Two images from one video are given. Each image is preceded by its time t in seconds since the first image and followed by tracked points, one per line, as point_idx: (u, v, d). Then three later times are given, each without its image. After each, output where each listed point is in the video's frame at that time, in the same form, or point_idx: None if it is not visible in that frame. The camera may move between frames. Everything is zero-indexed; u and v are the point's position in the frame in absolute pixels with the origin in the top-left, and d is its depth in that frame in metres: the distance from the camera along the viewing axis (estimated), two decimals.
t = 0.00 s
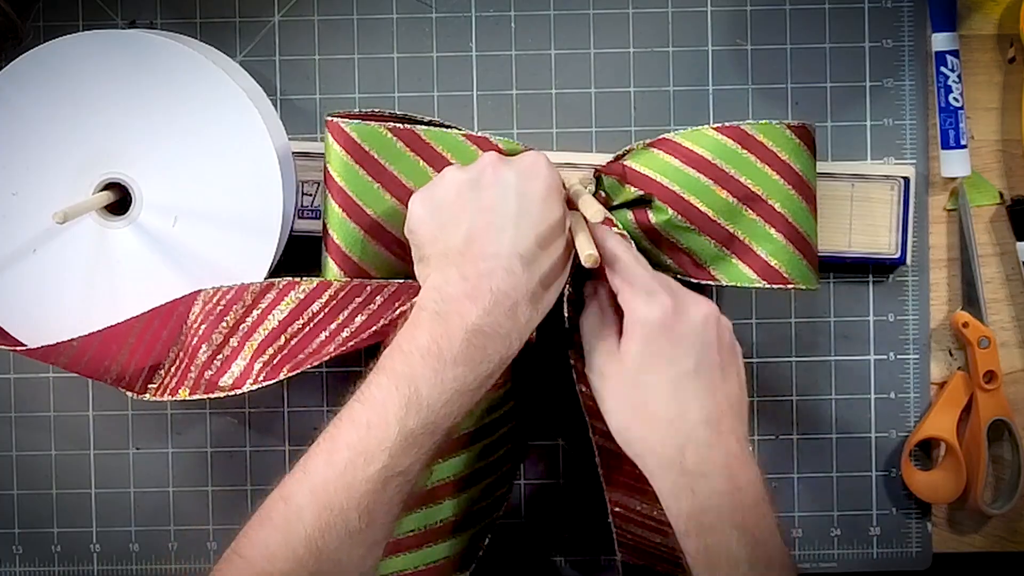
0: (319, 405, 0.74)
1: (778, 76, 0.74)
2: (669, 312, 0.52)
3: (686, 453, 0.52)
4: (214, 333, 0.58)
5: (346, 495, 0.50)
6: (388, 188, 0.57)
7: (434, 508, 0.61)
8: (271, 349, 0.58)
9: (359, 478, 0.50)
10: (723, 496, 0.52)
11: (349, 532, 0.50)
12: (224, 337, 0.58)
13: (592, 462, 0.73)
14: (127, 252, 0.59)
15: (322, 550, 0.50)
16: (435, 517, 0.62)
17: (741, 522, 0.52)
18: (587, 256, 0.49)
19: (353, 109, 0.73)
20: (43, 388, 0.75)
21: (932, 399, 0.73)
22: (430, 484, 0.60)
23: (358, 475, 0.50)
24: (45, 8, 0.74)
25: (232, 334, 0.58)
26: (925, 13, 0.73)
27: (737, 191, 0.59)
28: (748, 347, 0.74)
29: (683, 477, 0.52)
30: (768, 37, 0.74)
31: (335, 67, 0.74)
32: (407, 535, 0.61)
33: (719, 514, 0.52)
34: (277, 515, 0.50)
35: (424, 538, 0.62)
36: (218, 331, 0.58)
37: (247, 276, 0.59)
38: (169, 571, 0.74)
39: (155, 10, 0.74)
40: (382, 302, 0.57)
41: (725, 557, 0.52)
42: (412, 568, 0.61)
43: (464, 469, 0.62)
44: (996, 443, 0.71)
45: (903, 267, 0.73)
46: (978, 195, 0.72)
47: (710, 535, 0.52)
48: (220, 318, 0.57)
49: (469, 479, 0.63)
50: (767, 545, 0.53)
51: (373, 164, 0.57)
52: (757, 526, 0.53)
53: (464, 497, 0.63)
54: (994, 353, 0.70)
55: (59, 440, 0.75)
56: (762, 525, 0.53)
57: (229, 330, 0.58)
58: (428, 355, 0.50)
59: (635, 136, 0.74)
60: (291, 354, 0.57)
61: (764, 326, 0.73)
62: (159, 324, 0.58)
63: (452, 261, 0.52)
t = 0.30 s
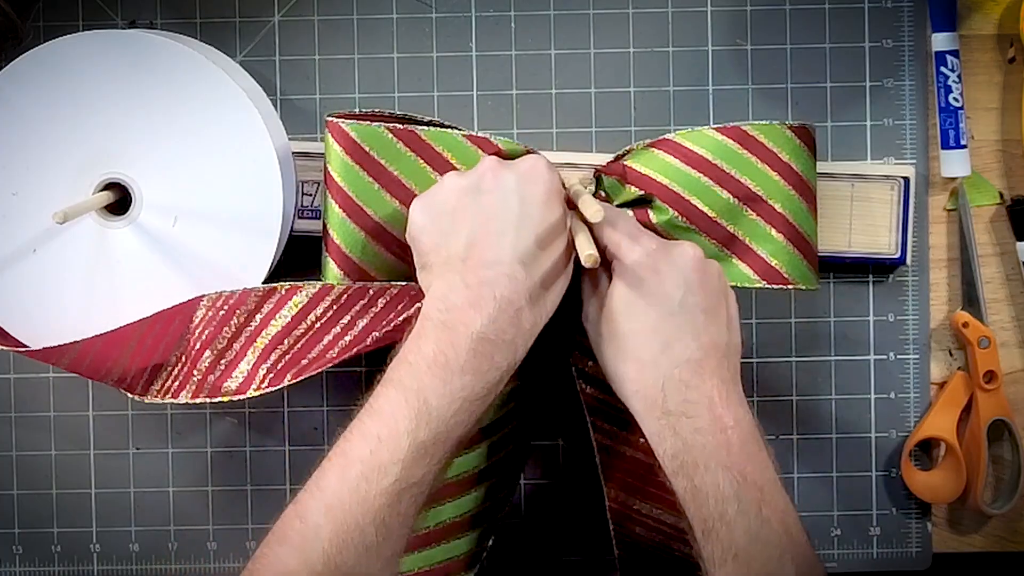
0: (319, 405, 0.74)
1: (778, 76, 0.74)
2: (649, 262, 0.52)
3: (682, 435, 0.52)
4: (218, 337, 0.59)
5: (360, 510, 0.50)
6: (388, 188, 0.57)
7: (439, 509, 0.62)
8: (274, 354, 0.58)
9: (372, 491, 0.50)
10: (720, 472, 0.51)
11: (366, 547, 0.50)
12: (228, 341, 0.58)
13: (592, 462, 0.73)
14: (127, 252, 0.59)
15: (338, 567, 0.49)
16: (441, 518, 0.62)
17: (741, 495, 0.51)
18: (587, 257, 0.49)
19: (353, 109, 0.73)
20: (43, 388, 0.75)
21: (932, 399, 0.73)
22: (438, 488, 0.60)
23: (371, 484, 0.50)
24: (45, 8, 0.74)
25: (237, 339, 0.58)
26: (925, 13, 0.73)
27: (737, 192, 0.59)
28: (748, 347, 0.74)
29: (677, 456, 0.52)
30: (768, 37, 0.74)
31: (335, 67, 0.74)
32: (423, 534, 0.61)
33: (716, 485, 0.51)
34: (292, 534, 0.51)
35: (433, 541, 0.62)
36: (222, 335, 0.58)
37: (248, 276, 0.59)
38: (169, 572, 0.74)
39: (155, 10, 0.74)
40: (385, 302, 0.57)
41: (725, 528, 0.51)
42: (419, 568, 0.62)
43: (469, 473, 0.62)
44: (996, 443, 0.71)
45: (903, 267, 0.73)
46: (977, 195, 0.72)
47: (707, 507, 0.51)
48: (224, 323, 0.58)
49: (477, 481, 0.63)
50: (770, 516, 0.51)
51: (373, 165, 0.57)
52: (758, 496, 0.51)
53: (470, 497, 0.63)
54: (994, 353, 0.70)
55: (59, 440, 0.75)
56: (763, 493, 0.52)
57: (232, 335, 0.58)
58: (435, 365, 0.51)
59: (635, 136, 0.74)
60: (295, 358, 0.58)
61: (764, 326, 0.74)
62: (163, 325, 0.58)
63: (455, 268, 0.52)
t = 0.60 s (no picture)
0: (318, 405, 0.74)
1: (778, 76, 0.74)
2: (643, 265, 0.52)
3: (691, 432, 0.51)
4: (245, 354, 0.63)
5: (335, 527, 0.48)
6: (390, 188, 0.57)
7: (445, 511, 0.62)
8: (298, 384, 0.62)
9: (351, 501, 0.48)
10: (732, 468, 0.50)
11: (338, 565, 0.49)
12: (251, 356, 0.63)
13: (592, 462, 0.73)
14: (127, 252, 0.59)
15: None
16: (446, 520, 0.62)
17: (755, 485, 0.50)
18: (587, 257, 0.49)
19: (352, 109, 0.73)
20: (43, 388, 0.75)
21: (932, 399, 0.73)
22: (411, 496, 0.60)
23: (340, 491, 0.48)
24: (45, 8, 0.74)
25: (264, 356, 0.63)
26: (925, 12, 0.73)
27: (738, 192, 0.59)
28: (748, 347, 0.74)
29: (689, 453, 0.51)
30: (768, 37, 0.74)
31: (335, 66, 0.74)
32: (414, 539, 0.61)
33: (729, 480, 0.50)
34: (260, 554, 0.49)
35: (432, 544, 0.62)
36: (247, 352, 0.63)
37: (246, 276, 0.59)
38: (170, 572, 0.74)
39: (155, 10, 0.74)
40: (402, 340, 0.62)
41: (743, 522, 0.50)
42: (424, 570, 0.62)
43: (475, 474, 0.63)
44: (997, 443, 0.71)
45: (903, 267, 0.73)
46: (977, 195, 0.72)
47: (722, 504, 0.50)
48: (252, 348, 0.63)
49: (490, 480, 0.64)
50: (787, 505, 0.50)
51: (374, 164, 0.57)
52: (773, 486, 0.50)
53: (478, 498, 0.63)
54: (994, 353, 0.70)
55: (59, 440, 0.75)
56: (777, 483, 0.51)
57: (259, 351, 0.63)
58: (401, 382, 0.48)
59: (635, 136, 0.74)
60: (306, 388, 0.62)
61: (764, 326, 0.73)
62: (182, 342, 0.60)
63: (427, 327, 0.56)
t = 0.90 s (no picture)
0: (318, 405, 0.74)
1: (777, 76, 0.74)
2: (638, 262, 0.51)
3: (691, 430, 0.51)
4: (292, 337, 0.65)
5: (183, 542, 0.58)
6: (389, 188, 0.58)
7: (448, 512, 0.64)
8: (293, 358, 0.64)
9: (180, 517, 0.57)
10: (733, 462, 0.51)
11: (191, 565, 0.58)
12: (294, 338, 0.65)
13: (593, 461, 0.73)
14: (126, 253, 0.58)
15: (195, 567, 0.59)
16: (450, 519, 0.64)
17: (756, 480, 0.51)
18: (587, 256, 0.49)
19: (352, 109, 0.73)
20: (44, 388, 0.75)
21: (932, 399, 0.73)
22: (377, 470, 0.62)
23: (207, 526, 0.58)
24: (45, 8, 0.74)
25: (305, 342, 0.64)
26: (925, 12, 0.73)
27: (738, 192, 0.59)
28: (748, 347, 0.73)
29: (690, 452, 0.51)
30: (768, 37, 0.74)
31: (335, 67, 0.74)
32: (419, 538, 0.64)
33: (730, 476, 0.51)
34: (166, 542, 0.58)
35: (430, 543, 0.64)
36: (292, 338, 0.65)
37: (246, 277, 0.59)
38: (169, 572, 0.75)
39: (155, 10, 0.74)
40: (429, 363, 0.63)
41: (746, 515, 0.50)
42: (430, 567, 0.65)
43: (482, 475, 0.63)
44: (996, 443, 0.71)
45: (903, 267, 0.73)
46: (978, 195, 0.72)
47: (726, 499, 0.51)
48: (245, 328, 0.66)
49: (494, 481, 0.64)
50: (789, 495, 0.51)
51: (373, 164, 0.57)
52: (775, 478, 0.51)
53: (483, 499, 0.64)
54: (994, 353, 0.70)
55: (59, 440, 0.75)
56: (779, 475, 0.51)
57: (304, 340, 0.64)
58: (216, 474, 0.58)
59: (635, 136, 0.74)
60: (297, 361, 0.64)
61: (764, 326, 0.74)
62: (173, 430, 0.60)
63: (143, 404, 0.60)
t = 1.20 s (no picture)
0: (318, 405, 0.74)
1: (778, 76, 0.74)
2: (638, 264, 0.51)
3: (691, 430, 0.51)
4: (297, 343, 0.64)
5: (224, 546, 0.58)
6: (390, 189, 0.58)
7: (445, 509, 0.64)
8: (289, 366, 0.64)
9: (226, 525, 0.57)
10: (734, 462, 0.51)
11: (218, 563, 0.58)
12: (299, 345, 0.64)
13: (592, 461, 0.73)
14: (126, 253, 0.58)
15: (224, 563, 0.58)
16: (446, 516, 0.64)
17: (756, 479, 0.51)
18: (587, 257, 0.49)
19: (352, 110, 0.73)
20: (44, 388, 0.75)
21: (932, 399, 0.73)
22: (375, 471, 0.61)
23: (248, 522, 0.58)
24: (45, 8, 0.74)
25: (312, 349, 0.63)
26: (924, 13, 0.73)
27: (738, 192, 0.59)
28: (748, 347, 0.74)
29: (690, 452, 0.51)
30: (768, 37, 0.74)
31: (335, 67, 0.74)
32: (417, 534, 0.64)
33: (730, 476, 0.51)
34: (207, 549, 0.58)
35: (427, 539, 0.65)
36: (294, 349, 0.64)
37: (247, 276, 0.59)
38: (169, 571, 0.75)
39: (155, 10, 0.74)
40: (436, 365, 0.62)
41: (747, 513, 0.50)
42: (426, 562, 0.65)
43: (480, 473, 0.63)
44: (997, 443, 0.71)
45: (903, 267, 0.73)
46: (977, 195, 0.72)
47: (726, 499, 0.51)
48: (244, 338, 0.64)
49: (490, 478, 0.64)
50: (788, 495, 0.51)
51: (373, 165, 0.57)
52: (774, 477, 0.51)
53: (479, 497, 0.64)
54: (994, 353, 0.70)
55: (59, 440, 0.75)
56: (779, 473, 0.51)
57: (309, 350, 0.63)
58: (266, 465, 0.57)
59: (635, 136, 0.74)
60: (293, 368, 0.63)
61: (764, 326, 0.74)
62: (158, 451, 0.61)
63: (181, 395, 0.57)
